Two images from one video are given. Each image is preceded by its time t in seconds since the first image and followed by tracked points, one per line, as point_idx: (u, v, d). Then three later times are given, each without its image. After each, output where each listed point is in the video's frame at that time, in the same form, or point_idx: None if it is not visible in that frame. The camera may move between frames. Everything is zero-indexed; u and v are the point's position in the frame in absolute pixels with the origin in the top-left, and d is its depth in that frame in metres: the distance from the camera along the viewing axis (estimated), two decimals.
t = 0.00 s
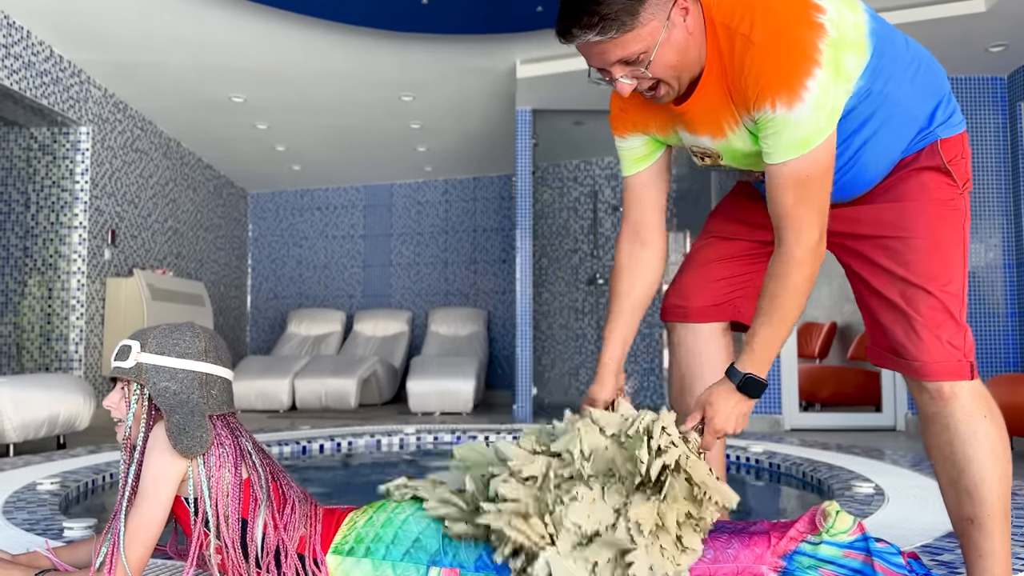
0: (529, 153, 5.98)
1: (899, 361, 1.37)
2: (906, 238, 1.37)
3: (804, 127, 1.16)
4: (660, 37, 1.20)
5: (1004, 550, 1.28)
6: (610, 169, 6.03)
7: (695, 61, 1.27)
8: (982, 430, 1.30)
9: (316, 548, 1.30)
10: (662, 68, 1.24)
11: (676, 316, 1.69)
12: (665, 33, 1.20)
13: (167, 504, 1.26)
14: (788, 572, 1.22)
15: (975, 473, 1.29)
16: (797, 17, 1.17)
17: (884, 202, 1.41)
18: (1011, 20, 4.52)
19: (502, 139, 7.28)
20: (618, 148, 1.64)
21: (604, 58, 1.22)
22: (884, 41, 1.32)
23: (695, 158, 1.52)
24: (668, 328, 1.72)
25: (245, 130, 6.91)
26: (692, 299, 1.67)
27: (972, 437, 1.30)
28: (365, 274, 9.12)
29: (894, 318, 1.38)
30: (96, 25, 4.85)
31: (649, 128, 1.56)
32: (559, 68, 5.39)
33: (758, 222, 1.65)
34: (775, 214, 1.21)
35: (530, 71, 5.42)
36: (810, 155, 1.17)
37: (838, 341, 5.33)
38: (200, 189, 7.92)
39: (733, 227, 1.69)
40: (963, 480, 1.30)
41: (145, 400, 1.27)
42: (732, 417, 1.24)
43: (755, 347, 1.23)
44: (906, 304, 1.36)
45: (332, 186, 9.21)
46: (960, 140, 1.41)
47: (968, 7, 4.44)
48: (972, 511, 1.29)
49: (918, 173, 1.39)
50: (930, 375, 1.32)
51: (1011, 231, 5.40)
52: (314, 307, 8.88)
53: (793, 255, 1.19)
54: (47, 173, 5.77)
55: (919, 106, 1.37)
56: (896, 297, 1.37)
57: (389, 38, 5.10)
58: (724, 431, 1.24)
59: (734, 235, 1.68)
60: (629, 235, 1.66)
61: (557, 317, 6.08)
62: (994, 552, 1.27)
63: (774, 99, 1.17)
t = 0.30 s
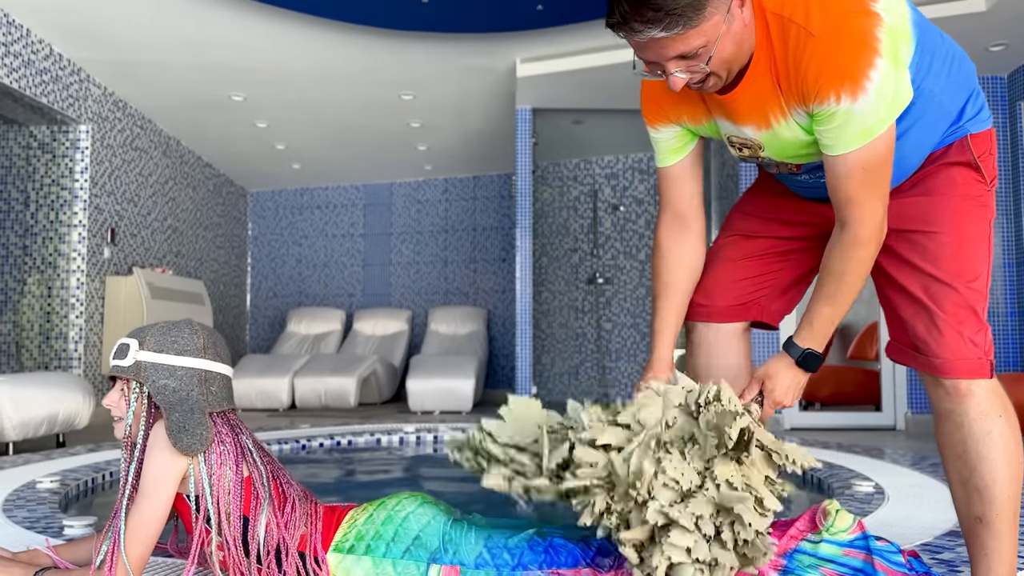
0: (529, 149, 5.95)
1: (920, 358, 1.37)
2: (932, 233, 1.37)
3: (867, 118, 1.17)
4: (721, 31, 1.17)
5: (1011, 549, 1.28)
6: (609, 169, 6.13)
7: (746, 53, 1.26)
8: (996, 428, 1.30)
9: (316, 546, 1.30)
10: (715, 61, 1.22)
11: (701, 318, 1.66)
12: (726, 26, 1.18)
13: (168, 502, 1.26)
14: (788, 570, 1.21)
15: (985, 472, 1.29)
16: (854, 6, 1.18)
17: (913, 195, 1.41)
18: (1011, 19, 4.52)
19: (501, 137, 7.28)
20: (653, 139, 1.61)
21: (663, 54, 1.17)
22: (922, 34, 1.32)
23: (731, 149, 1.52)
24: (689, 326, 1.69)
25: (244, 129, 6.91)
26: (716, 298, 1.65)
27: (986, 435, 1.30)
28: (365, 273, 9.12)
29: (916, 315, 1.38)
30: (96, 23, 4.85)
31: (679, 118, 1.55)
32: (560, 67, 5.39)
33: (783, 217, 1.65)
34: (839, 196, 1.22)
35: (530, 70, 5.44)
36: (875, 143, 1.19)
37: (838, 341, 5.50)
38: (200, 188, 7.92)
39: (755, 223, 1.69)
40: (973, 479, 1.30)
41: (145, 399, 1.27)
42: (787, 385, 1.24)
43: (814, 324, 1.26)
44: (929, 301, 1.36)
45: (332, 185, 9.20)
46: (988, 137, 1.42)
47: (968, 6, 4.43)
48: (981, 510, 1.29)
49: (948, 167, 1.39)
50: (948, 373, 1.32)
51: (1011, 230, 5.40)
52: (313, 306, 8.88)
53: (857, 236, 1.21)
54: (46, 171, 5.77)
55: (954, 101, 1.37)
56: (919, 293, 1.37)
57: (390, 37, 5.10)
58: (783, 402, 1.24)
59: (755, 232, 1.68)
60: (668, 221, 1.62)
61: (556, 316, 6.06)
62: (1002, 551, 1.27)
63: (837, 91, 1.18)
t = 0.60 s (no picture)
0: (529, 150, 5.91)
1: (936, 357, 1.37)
2: (951, 230, 1.36)
3: (909, 101, 1.16)
4: (755, 27, 1.16)
5: (1017, 549, 1.27)
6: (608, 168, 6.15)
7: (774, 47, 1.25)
8: (1006, 427, 1.30)
9: (316, 546, 1.30)
10: (748, 57, 1.21)
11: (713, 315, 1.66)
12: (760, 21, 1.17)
13: (167, 500, 1.25)
14: (789, 568, 1.18)
15: (994, 472, 1.29)
16: None
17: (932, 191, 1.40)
18: (1011, 19, 4.52)
19: (499, 136, 7.28)
20: (669, 137, 1.62)
21: (695, 50, 1.17)
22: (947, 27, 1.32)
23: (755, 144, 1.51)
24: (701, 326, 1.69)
25: (242, 127, 6.90)
26: (732, 301, 1.65)
27: (995, 433, 1.30)
28: (363, 272, 9.12)
29: (931, 313, 1.38)
30: (94, 21, 4.84)
31: (700, 113, 1.54)
32: (558, 65, 5.39)
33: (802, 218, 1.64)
34: (889, 178, 1.21)
35: (529, 68, 5.43)
36: (918, 125, 1.18)
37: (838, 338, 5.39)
38: (198, 187, 7.90)
39: (772, 223, 1.67)
40: (982, 477, 1.30)
41: (146, 396, 1.26)
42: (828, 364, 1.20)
43: (858, 302, 1.23)
44: (946, 300, 1.36)
45: (331, 184, 9.20)
46: (1008, 133, 1.42)
47: (968, 6, 4.43)
48: (988, 509, 1.29)
49: (970, 163, 1.39)
50: (964, 373, 1.32)
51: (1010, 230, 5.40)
52: (311, 305, 8.87)
53: (908, 217, 1.20)
54: (44, 170, 5.75)
55: (975, 96, 1.38)
56: (935, 293, 1.37)
57: (388, 35, 5.09)
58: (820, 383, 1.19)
59: (773, 231, 1.67)
60: (682, 215, 1.65)
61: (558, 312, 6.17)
62: (1007, 550, 1.27)
63: (875, 77, 1.17)
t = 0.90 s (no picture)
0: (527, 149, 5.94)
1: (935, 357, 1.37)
2: (951, 230, 1.36)
3: (915, 96, 1.15)
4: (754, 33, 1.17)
5: (1015, 548, 1.28)
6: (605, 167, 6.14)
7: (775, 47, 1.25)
8: (1006, 427, 1.30)
9: (312, 544, 1.30)
10: (745, 62, 1.22)
11: (718, 315, 1.67)
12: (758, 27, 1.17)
13: (163, 499, 1.25)
14: (786, 568, 1.18)
15: (993, 471, 1.29)
16: None
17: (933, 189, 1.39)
18: (1008, 18, 4.52)
19: (497, 135, 7.28)
20: (674, 136, 1.61)
21: (692, 56, 1.18)
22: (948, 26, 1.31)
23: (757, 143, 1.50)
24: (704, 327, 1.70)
25: (240, 126, 6.89)
26: (734, 301, 1.66)
27: (993, 433, 1.30)
28: (361, 271, 9.12)
29: (932, 313, 1.38)
30: (92, 20, 4.84)
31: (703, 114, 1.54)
32: (556, 64, 5.39)
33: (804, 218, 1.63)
34: (899, 168, 1.21)
35: (527, 67, 5.43)
36: (926, 120, 1.17)
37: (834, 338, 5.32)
38: (196, 185, 7.89)
39: (774, 223, 1.67)
40: (981, 476, 1.30)
41: (145, 392, 1.26)
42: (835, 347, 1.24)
43: (865, 287, 1.26)
44: (947, 300, 1.35)
45: (329, 182, 9.19)
46: (1011, 130, 1.41)
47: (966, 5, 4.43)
48: (986, 508, 1.29)
49: (971, 162, 1.38)
50: (966, 373, 1.32)
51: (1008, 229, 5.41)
52: (309, 304, 8.87)
53: (917, 208, 1.21)
54: (41, 168, 5.74)
55: (977, 93, 1.37)
56: (937, 293, 1.37)
57: (386, 34, 5.08)
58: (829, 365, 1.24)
59: (774, 231, 1.67)
60: (689, 212, 1.66)
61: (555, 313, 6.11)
62: (1006, 550, 1.27)
63: (877, 74, 1.16)
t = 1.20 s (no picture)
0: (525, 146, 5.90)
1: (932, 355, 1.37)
2: (946, 227, 1.36)
3: (902, 99, 1.15)
4: (714, 33, 1.18)
5: (1014, 546, 1.27)
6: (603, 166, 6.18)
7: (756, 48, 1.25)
8: (1003, 424, 1.29)
9: (309, 542, 1.29)
10: (719, 63, 1.23)
11: (712, 311, 1.66)
12: (722, 27, 1.18)
13: (160, 497, 1.24)
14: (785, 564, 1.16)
15: (991, 467, 1.28)
16: None
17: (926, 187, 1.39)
18: (1006, 17, 4.53)
19: (495, 133, 7.27)
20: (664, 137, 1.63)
21: (657, 50, 1.20)
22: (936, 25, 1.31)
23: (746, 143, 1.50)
24: (699, 322, 1.69)
25: (238, 124, 6.88)
26: (727, 296, 1.65)
27: (991, 430, 1.30)
28: (359, 269, 9.11)
29: (927, 311, 1.37)
30: (89, 17, 4.82)
31: (695, 112, 1.53)
32: (555, 62, 5.39)
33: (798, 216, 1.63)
34: (887, 170, 1.21)
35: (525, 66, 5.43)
36: (913, 121, 1.16)
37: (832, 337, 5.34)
38: (193, 184, 7.88)
39: (768, 219, 1.66)
40: (979, 473, 1.30)
41: (145, 390, 1.25)
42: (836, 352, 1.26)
43: (864, 293, 1.26)
44: (942, 298, 1.35)
45: (327, 181, 9.18)
46: (1003, 125, 1.41)
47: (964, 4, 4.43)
48: (985, 505, 1.28)
49: (964, 159, 1.38)
50: (963, 370, 1.32)
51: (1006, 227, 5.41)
52: (307, 303, 8.85)
53: (909, 209, 1.21)
54: (38, 166, 5.72)
55: (969, 89, 1.36)
56: (931, 291, 1.36)
57: (384, 32, 5.08)
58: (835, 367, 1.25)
59: (768, 227, 1.66)
60: (678, 210, 1.68)
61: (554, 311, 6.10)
62: (1005, 547, 1.27)
63: (864, 76, 1.16)
